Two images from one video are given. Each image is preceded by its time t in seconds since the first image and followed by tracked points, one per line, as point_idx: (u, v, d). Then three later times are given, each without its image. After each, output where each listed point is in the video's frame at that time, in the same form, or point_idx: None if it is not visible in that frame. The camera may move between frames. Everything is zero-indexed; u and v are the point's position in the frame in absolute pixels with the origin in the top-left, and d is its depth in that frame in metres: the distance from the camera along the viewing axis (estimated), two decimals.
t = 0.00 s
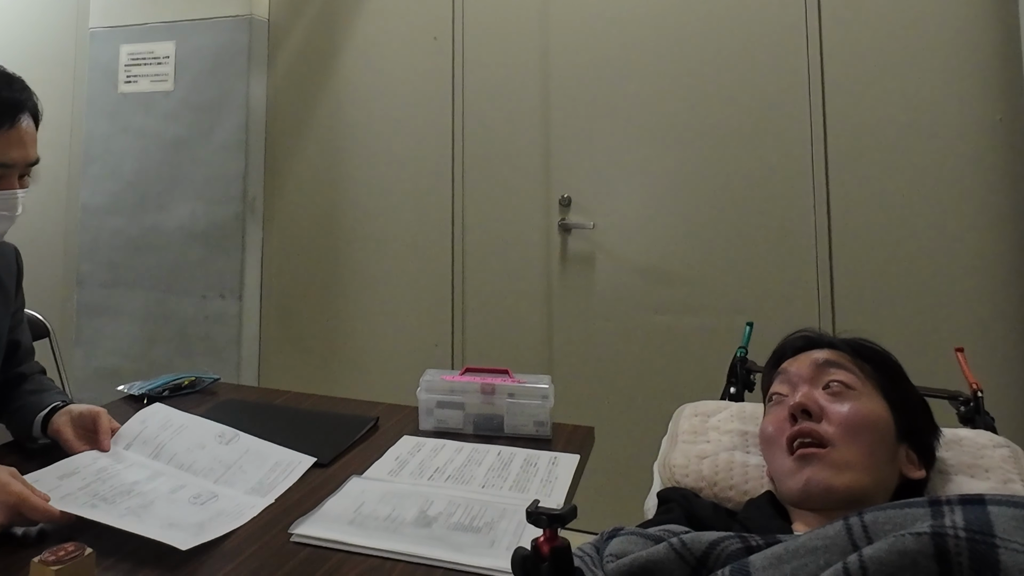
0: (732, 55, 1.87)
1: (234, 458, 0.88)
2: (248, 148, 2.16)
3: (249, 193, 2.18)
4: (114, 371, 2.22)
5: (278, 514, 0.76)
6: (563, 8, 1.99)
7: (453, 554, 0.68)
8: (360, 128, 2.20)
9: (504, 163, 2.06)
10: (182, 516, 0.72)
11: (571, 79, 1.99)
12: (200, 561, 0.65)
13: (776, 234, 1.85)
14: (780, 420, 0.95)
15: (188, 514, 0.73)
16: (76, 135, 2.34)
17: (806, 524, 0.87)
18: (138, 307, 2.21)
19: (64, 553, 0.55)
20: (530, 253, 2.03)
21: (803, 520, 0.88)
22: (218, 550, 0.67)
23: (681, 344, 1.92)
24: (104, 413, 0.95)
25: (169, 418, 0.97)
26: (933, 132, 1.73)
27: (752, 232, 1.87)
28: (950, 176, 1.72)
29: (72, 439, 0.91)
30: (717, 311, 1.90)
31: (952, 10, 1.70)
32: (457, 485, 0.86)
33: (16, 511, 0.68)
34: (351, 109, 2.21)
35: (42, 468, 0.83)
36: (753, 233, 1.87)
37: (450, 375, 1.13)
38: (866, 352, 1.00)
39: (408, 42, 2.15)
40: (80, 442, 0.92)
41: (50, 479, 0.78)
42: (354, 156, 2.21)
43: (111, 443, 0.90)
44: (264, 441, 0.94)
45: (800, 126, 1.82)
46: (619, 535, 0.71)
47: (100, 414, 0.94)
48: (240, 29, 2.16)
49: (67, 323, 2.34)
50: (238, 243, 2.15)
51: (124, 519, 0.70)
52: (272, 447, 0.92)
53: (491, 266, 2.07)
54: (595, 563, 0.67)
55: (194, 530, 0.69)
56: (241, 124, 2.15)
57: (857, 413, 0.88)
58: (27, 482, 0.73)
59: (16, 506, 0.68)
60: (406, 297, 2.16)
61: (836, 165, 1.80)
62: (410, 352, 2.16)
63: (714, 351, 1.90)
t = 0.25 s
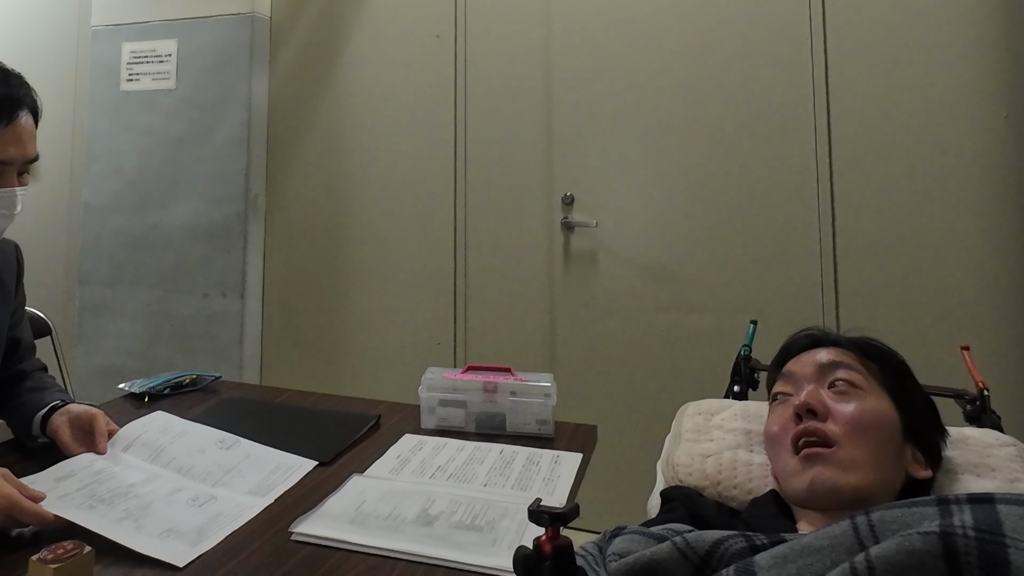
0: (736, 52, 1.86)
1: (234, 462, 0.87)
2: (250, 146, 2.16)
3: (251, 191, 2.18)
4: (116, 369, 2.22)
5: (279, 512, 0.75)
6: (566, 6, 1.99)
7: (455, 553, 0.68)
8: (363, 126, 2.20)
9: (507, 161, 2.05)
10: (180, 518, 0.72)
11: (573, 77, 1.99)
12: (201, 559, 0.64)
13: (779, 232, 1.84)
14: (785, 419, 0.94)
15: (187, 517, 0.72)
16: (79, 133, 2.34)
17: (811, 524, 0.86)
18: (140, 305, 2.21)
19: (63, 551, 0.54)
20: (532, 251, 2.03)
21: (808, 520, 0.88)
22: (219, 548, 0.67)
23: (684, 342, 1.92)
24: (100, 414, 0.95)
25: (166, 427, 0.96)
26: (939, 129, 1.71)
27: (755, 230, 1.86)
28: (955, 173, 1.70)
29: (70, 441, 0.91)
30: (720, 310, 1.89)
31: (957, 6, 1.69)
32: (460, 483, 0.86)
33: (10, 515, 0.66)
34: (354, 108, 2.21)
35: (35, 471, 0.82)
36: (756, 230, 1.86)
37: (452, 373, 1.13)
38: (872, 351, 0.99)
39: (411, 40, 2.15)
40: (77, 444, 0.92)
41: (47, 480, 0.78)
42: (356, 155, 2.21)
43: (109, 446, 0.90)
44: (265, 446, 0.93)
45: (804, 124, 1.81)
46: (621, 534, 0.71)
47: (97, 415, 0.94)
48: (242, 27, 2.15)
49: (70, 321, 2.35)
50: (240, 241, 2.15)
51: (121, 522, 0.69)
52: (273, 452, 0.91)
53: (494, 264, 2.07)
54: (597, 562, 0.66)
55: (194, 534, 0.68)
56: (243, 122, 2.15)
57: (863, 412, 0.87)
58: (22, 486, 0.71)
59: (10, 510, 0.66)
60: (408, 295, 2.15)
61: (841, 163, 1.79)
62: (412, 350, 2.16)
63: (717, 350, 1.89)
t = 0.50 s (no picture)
0: (740, 50, 1.85)
1: (236, 462, 0.87)
2: (253, 145, 2.16)
3: (254, 190, 2.18)
4: (120, 367, 2.22)
5: (280, 512, 0.75)
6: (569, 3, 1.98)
7: (457, 554, 0.67)
8: (365, 125, 2.20)
9: (510, 159, 2.04)
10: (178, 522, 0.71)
11: (577, 74, 1.98)
12: (202, 560, 0.64)
13: (784, 231, 1.83)
14: (790, 419, 0.93)
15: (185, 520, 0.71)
16: (82, 131, 2.34)
17: (818, 525, 0.86)
18: (144, 303, 2.21)
19: (61, 551, 0.54)
20: (535, 250, 2.02)
21: (814, 521, 0.87)
22: (219, 548, 0.66)
23: (688, 341, 1.91)
24: (100, 415, 0.95)
25: (169, 428, 0.96)
26: (946, 126, 1.70)
27: (760, 228, 1.85)
28: (962, 171, 1.69)
29: (70, 442, 0.91)
30: (725, 308, 1.88)
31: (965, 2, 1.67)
32: (462, 482, 0.85)
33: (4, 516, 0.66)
34: (357, 106, 2.20)
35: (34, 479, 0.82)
36: (761, 229, 1.85)
37: (455, 371, 1.12)
38: (878, 349, 0.98)
39: (414, 37, 2.14)
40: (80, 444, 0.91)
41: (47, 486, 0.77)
42: (359, 153, 2.20)
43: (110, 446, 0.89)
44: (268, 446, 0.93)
45: (809, 121, 1.80)
46: (625, 534, 0.70)
47: (97, 416, 0.94)
48: (245, 25, 2.15)
49: (73, 320, 2.35)
50: (243, 240, 2.15)
51: (116, 527, 0.68)
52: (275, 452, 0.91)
53: (497, 262, 2.06)
54: (601, 563, 0.66)
55: (191, 537, 0.67)
56: (246, 120, 2.15)
57: (869, 412, 0.86)
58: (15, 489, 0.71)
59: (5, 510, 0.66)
60: (411, 293, 2.15)
61: (846, 160, 1.78)
62: (415, 349, 2.15)
63: (721, 349, 1.88)
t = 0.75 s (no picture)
0: (744, 46, 1.84)
1: (235, 461, 0.86)
2: (255, 142, 2.16)
3: (256, 188, 2.18)
4: (121, 365, 2.23)
5: (278, 510, 0.75)
6: None
7: (455, 553, 0.67)
8: (367, 122, 2.19)
9: (513, 157, 2.04)
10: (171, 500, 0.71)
11: (579, 71, 1.97)
12: (198, 557, 0.64)
13: (787, 228, 1.82)
14: (793, 417, 0.93)
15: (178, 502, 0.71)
16: (84, 130, 2.35)
17: (820, 525, 0.85)
18: (145, 301, 2.21)
19: (58, 550, 0.54)
20: (538, 248, 2.01)
21: (817, 520, 0.86)
22: (217, 546, 0.66)
23: (690, 340, 1.90)
24: (104, 411, 0.95)
25: (170, 425, 0.96)
26: (952, 123, 1.68)
27: (762, 226, 1.84)
28: (968, 168, 1.67)
29: (71, 440, 0.91)
30: (728, 307, 1.87)
31: None
32: (462, 481, 0.85)
33: None
34: (358, 104, 2.20)
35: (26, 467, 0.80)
36: (764, 227, 1.84)
37: (456, 370, 1.12)
38: (882, 348, 0.97)
39: (416, 35, 2.14)
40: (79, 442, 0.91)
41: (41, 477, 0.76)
42: (361, 150, 2.20)
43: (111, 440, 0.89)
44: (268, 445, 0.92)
45: (813, 118, 1.79)
46: (625, 534, 0.70)
47: (99, 412, 0.93)
48: (247, 23, 2.15)
49: (75, 317, 2.36)
50: (245, 238, 2.15)
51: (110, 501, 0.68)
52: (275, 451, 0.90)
53: (498, 260, 2.05)
54: (600, 563, 0.65)
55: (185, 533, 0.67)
56: (248, 118, 2.15)
57: (873, 410, 0.86)
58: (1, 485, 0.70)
59: None
60: (413, 292, 2.15)
61: (850, 158, 1.76)
62: (417, 347, 2.15)
63: (723, 347, 1.87)
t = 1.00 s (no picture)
0: (747, 42, 1.83)
1: (236, 457, 0.86)
2: (258, 140, 2.16)
3: (259, 185, 2.18)
4: (125, 363, 2.23)
5: (279, 509, 0.74)
6: None
7: (457, 552, 0.66)
8: (370, 120, 2.19)
9: (515, 155, 2.03)
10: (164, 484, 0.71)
11: (582, 68, 1.96)
12: (198, 556, 0.63)
13: (792, 226, 1.81)
14: (797, 416, 0.92)
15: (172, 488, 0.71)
16: (87, 128, 2.35)
17: (825, 525, 0.84)
18: (149, 299, 2.22)
19: (58, 548, 0.54)
20: (541, 246, 2.01)
21: (821, 520, 0.85)
22: (217, 544, 0.66)
23: (694, 338, 1.89)
24: (101, 404, 0.97)
25: (171, 416, 0.96)
26: (958, 119, 1.67)
27: (766, 223, 1.83)
28: (974, 164, 1.66)
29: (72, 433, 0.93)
30: (731, 304, 1.86)
31: None
32: (465, 480, 0.85)
33: None
34: (361, 101, 2.20)
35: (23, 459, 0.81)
36: (768, 224, 1.83)
37: (458, 368, 1.12)
38: (887, 347, 0.96)
39: (419, 32, 2.13)
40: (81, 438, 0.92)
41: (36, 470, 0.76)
42: (364, 148, 2.20)
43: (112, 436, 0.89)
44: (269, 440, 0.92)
45: (817, 115, 1.78)
46: (628, 533, 0.69)
47: (97, 405, 0.95)
48: (250, 21, 2.15)
49: (78, 316, 2.36)
50: (248, 236, 2.15)
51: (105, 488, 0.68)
52: (276, 446, 0.90)
53: (501, 258, 2.05)
54: (603, 563, 0.65)
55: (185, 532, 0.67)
56: (251, 116, 2.15)
57: (878, 409, 0.85)
58: None
59: None
60: (416, 289, 2.14)
61: (855, 155, 1.75)
62: (420, 345, 2.15)
63: (726, 346, 1.87)
